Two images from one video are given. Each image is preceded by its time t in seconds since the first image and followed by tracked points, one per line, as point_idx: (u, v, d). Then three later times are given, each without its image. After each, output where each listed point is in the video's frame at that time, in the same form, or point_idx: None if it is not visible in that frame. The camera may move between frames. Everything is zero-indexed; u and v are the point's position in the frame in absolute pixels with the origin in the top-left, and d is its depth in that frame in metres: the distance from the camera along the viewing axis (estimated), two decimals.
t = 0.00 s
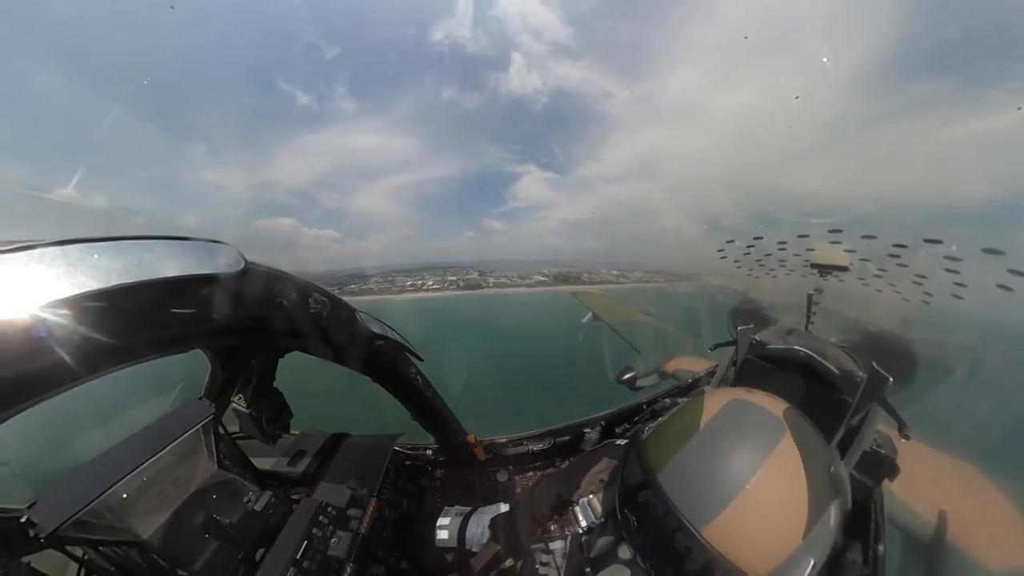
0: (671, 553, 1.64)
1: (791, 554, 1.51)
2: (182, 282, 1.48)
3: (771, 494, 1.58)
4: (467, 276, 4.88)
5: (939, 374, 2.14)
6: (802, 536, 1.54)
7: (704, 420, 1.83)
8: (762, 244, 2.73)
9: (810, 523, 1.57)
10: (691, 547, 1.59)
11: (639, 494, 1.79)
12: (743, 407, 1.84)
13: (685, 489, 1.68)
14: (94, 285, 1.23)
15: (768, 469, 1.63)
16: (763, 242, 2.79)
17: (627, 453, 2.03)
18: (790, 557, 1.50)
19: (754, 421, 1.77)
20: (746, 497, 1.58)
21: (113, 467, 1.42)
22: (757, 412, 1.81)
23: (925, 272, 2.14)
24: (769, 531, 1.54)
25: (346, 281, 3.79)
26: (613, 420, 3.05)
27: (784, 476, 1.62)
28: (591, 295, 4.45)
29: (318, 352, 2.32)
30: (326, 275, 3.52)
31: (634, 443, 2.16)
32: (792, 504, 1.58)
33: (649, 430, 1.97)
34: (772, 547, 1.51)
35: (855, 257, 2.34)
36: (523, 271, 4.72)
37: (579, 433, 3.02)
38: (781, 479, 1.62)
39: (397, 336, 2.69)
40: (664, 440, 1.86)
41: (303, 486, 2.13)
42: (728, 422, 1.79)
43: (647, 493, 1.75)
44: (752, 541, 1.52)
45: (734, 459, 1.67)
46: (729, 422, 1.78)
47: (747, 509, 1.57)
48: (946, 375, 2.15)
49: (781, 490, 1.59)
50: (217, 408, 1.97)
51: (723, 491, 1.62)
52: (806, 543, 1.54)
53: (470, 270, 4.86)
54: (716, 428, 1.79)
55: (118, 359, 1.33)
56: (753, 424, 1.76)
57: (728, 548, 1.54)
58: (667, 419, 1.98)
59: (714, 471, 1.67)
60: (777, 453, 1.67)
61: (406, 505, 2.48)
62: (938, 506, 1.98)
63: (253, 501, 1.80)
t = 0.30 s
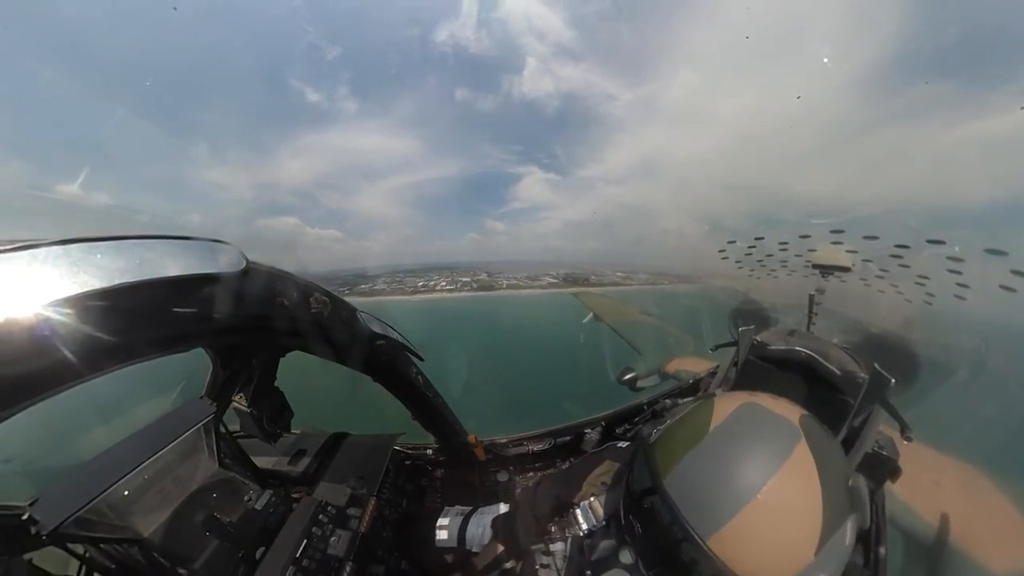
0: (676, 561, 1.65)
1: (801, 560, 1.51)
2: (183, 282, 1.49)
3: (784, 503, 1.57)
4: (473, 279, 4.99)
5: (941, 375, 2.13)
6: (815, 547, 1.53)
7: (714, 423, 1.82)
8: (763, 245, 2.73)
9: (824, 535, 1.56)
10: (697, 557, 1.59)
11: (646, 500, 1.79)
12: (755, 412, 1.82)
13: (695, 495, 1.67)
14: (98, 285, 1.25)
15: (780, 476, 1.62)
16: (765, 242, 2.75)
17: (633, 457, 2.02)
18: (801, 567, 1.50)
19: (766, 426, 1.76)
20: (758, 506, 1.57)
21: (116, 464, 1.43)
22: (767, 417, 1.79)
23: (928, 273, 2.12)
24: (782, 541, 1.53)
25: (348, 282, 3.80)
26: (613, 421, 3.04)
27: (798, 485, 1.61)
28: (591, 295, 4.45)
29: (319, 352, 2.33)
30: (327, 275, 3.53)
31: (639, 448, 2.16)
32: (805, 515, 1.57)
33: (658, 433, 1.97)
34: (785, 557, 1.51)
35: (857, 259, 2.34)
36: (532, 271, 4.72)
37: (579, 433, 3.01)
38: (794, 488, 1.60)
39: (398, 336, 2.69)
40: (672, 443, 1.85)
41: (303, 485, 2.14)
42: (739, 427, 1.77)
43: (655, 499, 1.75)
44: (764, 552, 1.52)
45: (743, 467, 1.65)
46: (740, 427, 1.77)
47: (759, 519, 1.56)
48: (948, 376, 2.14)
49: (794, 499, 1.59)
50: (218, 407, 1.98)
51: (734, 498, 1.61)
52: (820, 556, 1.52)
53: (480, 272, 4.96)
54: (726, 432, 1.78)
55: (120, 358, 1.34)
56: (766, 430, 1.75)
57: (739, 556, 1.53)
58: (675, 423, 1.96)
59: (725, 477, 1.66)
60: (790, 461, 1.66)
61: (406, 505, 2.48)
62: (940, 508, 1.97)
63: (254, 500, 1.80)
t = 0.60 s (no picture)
0: (679, 555, 1.66)
1: (804, 557, 1.50)
2: (183, 282, 1.49)
3: (782, 496, 1.57)
4: (477, 280, 4.90)
5: (944, 377, 2.12)
6: (814, 539, 1.53)
7: (713, 421, 1.82)
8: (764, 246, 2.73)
9: (824, 527, 1.55)
10: (700, 552, 1.60)
11: (649, 496, 1.80)
12: (754, 409, 1.81)
13: (693, 492, 1.67)
14: (101, 284, 1.26)
15: (781, 470, 1.61)
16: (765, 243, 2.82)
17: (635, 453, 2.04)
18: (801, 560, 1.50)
19: (765, 423, 1.75)
20: (756, 499, 1.57)
21: (116, 462, 1.44)
22: (768, 412, 1.79)
23: (931, 274, 2.12)
24: (780, 533, 1.53)
25: (351, 282, 3.81)
26: (614, 422, 3.03)
27: (796, 478, 1.61)
28: (592, 296, 4.45)
29: (320, 351, 2.34)
30: (328, 275, 3.54)
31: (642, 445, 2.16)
32: (804, 507, 1.57)
33: (661, 429, 1.98)
34: (784, 549, 1.50)
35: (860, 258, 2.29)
36: (537, 271, 4.72)
37: (580, 434, 3.00)
38: (792, 481, 1.60)
39: (399, 336, 2.70)
40: (671, 443, 1.85)
41: (302, 484, 2.13)
42: (738, 424, 1.77)
43: (658, 494, 1.76)
44: (762, 544, 1.52)
45: (746, 464, 1.64)
46: (740, 425, 1.76)
47: (757, 512, 1.56)
48: (952, 378, 2.12)
49: (792, 492, 1.58)
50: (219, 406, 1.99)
51: (731, 494, 1.61)
52: (820, 549, 1.52)
53: (486, 271, 4.88)
54: (725, 429, 1.77)
55: (122, 356, 1.35)
56: (764, 425, 1.74)
57: (736, 548, 1.54)
58: (676, 420, 1.97)
59: (723, 473, 1.65)
60: (789, 455, 1.65)
61: (407, 505, 2.46)
62: (944, 512, 1.94)
63: (255, 498, 1.82)
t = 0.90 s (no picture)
0: (688, 547, 1.66)
1: (806, 547, 1.50)
2: (184, 281, 1.49)
3: (783, 483, 1.58)
4: (491, 281, 4.88)
5: (946, 378, 2.10)
6: (821, 521, 1.54)
7: (715, 415, 1.81)
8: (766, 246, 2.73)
9: (829, 508, 1.57)
10: (709, 542, 1.61)
11: (656, 490, 1.80)
12: (753, 401, 1.81)
13: (698, 487, 1.67)
14: (103, 283, 1.27)
15: (783, 462, 1.60)
16: (766, 244, 2.81)
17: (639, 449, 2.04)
18: (810, 544, 1.51)
19: (764, 414, 1.74)
20: (759, 489, 1.58)
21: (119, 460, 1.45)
22: (770, 404, 1.78)
23: (934, 274, 2.10)
24: (787, 520, 1.54)
25: (352, 282, 3.82)
26: (614, 422, 3.02)
27: (796, 467, 1.61)
28: (592, 296, 4.45)
29: (320, 351, 2.34)
30: (330, 275, 3.55)
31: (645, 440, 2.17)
32: (807, 491, 1.58)
33: (665, 424, 1.99)
34: (793, 536, 1.52)
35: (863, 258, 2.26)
36: (544, 272, 4.74)
37: (581, 434, 2.99)
38: (793, 468, 1.60)
39: (400, 336, 2.71)
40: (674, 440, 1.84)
41: (303, 484, 2.14)
42: (738, 418, 1.76)
43: (666, 488, 1.76)
44: (768, 533, 1.53)
45: (748, 457, 1.64)
46: (740, 419, 1.74)
47: (761, 502, 1.56)
48: (955, 379, 2.11)
49: (794, 478, 1.59)
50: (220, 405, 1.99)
51: (735, 486, 1.61)
52: (825, 529, 1.54)
53: (495, 272, 4.86)
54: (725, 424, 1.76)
55: (124, 355, 1.36)
56: (763, 416, 1.74)
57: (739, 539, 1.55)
58: (677, 416, 1.98)
59: (725, 466, 1.65)
60: (788, 442, 1.65)
61: (408, 504, 2.46)
62: (946, 515, 1.93)
63: (256, 497, 1.83)
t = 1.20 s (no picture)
0: (690, 548, 1.66)
1: (811, 548, 1.49)
2: (187, 281, 1.51)
3: (787, 484, 1.56)
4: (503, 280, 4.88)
5: (948, 380, 2.09)
6: (826, 520, 1.54)
7: (717, 416, 1.80)
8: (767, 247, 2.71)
9: (833, 507, 1.56)
10: (711, 543, 1.61)
11: (658, 491, 1.80)
12: (754, 402, 1.79)
13: (701, 490, 1.65)
14: (106, 282, 1.28)
15: (786, 463, 1.59)
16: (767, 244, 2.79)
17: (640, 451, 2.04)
18: (815, 544, 1.50)
19: (766, 416, 1.73)
20: (763, 491, 1.56)
21: (120, 460, 1.46)
22: (771, 404, 1.77)
23: (936, 275, 2.07)
24: (792, 522, 1.52)
25: (353, 282, 3.82)
26: (614, 423, 3.02)
27: (799, 468, 1.59)
28: (593, 296, 4.45)
29: (322, 351, 2.35)
30: (332, 275, 3.56)
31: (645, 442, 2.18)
32: (811, 491, 1.56)
33: (665, 426, 2.01)
34: (799, 537, 1.50)
35: (863, 259, 2.25)
36: (548, 273, 4.69)
37: (581, 435, 2.98)
38: (796, 468, 1.59)
39: (402, 336, 2.72)
40: (676, 442, 1.84)
41: (303, 483, 2.15)
42: (739, 420, 1.74)
43: (667, 489, 1.76)
44: (772, 535, 1.51)
45: (750, 458, 1.63)
46: (741, 421, 1.73)
47: (766, 504, 1.54)
48: (956, 380, 2.10)
49: (798, 479, 1.57)
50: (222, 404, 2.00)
51: (739, 489, 1.59)
52: (829, 529, 1.53)
53: (502, 271, 4.86)
54: (726, 427, 1.75)
55: (125, 354, 1.36)
56: (765, 417, 1.72)
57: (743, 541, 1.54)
58: (677, 417, 1.99)
59: (728, 467, 1.64)
60: (790, 442, 1.64)
61: (408, 503, 2.46)
62: (949, 517, 1.92)
63: (257, 495, 1.83)
